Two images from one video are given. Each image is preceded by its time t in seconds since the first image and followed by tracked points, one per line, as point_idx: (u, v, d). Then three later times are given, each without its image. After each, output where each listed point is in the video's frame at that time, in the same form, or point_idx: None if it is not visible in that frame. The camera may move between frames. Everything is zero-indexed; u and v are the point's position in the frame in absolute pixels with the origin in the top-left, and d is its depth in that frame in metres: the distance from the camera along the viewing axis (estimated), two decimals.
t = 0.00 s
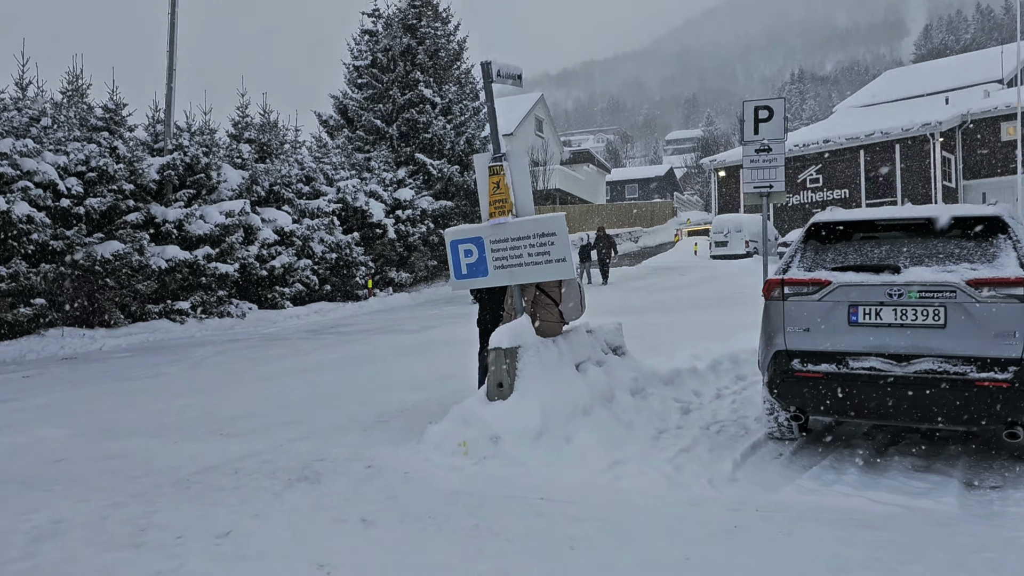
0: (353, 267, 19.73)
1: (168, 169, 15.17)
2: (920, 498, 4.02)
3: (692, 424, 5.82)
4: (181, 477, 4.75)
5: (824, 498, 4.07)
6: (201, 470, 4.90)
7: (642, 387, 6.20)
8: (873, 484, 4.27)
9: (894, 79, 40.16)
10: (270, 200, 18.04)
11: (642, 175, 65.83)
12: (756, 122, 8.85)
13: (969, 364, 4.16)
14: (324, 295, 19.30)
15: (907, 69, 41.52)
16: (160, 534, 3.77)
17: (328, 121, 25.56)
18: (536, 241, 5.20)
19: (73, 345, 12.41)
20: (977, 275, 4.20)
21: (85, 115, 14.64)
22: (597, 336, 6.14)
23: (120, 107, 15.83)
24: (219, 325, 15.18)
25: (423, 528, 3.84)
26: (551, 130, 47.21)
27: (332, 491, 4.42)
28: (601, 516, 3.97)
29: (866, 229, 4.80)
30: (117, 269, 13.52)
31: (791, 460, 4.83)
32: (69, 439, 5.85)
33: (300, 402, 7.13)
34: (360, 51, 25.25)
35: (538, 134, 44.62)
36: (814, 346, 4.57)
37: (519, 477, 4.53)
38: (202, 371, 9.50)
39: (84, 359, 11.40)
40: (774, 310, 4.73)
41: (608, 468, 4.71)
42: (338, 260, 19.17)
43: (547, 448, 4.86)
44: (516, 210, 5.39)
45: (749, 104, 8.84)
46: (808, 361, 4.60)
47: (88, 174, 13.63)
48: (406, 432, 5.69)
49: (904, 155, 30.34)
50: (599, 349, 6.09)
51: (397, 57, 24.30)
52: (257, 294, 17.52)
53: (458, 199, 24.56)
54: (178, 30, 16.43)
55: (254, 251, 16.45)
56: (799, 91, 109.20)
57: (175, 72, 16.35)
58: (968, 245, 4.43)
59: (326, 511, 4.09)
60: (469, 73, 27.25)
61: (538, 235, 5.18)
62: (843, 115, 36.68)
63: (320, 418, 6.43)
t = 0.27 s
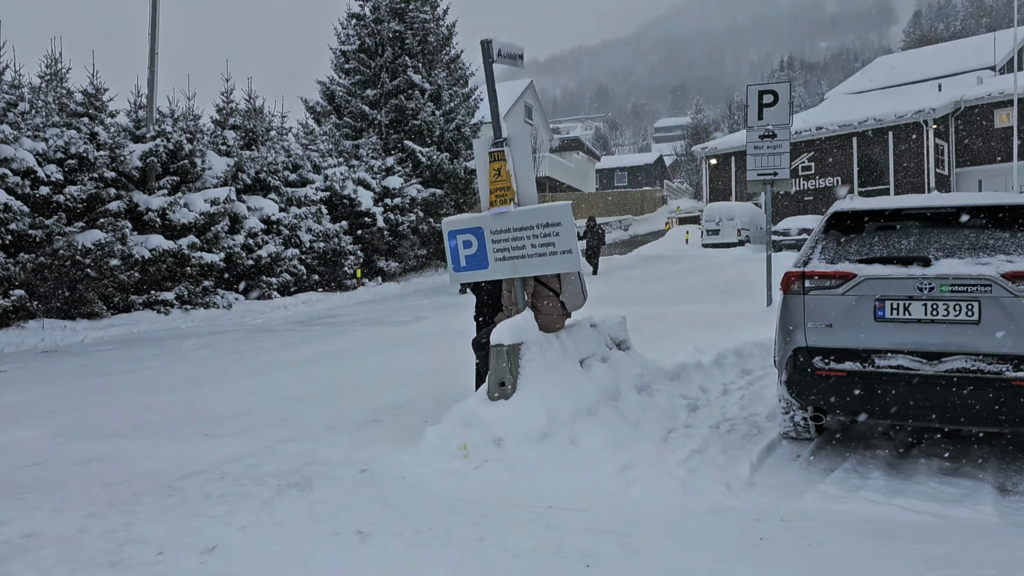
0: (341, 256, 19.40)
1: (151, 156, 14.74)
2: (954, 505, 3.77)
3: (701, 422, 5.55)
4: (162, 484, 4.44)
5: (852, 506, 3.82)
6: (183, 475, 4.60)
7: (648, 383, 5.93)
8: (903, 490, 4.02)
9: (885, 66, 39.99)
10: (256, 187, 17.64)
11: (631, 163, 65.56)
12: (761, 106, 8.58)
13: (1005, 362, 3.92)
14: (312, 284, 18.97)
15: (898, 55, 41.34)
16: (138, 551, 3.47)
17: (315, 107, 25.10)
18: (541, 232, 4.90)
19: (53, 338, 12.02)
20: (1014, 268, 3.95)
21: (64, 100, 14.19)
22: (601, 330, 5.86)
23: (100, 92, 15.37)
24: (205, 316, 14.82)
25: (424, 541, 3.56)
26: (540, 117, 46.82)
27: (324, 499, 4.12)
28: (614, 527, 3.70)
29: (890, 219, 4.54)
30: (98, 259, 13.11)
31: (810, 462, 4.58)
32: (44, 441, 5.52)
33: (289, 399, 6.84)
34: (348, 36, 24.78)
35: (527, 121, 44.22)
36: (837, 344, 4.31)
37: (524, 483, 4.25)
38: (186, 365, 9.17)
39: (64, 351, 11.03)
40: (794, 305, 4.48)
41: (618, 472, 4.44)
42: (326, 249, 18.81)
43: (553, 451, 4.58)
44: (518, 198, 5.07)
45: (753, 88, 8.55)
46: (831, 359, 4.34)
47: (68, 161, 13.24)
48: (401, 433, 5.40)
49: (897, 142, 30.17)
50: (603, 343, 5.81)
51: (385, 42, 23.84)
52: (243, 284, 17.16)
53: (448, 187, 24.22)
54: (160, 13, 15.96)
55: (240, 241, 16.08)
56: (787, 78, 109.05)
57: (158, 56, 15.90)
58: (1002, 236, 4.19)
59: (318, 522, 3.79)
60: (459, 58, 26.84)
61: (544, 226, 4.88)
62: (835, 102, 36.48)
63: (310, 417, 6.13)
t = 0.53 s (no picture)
0: (337, 249, 19.09)
1: (142, 146, 14.40)
2: (1005, 511, 3.51)
3: (722, 420, 5.29)
4: (154, 489, 4.15)
5: (896, 511, 3.56)
6: (177, 478, 4.31)
7: (664, 379, 5.67)
8: (947, 494, 3.76)
9: (883, 59, 39.77)
10: (251, 178, 17.31)
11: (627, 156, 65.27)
12: (774, 93, 8.36)
13: None
14: (308, 277, 18.66)
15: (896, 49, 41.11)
16: (129, 562, 3.19)
17: (310, 98, 24.73)
18: (556, 219, 4.63)
19: (42, 332, 11.69)
20: None
21: (53, 88, 13.83)
22: (616, 324, 5.59)
23: (91, 80, 15.01)
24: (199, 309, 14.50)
25: (438, 552, 3.28)
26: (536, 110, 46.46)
27: (329, 504, 3.85)
28: (642, 535, 3.43)
29: (929, 205, 4.28)
30: (89, 251, 12.78)
31: (843, 463, 4.32)
32: (29, 440, 5.22)
33: (287, 396, 6.55)
34: (343, 25, 24.40)
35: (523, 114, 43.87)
36: (874, 338, 4.05)
37: (543, 487, 3.98)
38: (179, 360, 8.86)
39: (54, 346, 10.71)
40: (827, 296, 4.20)
41: (641, 474, 4.18)
42: (322, 242, 18.49)
43: (571, 451, 4.31)
44: (532, 184, 4.80)
45: (766, 74, 8.33)
46: (867, 354, 4.08)
47: (57, 150, 12.89)
48: (407, 432, 5.12)
49: (897, 135, 29.96)
50: (618, 337, 5.53)
51: (381, 32, 23.48)
52: (237, 277, 16.84)
53: (445, 179, 23.92)
54: None
55: (234, 232, 15.77)
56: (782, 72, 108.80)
57: (150, 44, 15.55)
58: None
59: (323, 530, 3.51)
60: (456, 49, 26.49)
61: (560, 212, 4.61)
62: (833, 96, 36.24)
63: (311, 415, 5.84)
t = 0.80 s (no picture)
0: (338, 247, 18.81)
1: (139, 143, 14.12)
2: None
3: (750, 432, 5.02)
4: (150, 510, 3.89)
5: (951, 537, 3.29)
6: (174, 499, 4.04)
7: (687, 387, 5.40)
8: (1003, 516, 3.49)
9: (887, 56, 39.45)
10: (250, 176, 17.03)
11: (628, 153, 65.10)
12: (793, 88, 8.08)
13: None
14: (308, 277, 18.38)
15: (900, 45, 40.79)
16: None
17: (309, 94, 24.43)
18: (578, 219, 4.35)
19: (36, 334, 11.40)
20: None
21: (47, 84, 13.53)
22: (637, 330, 5.31)
23: (86, 76, 14.72)
24: (198, 310, 14.22)
25: None
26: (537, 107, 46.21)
27: (338, 529, 3.58)
28: (677, 564, 3.17)
29: (977, 206, 4.02)
30: (85, 251, 12.49)
31: (885, 480, 4.05)
32: (18, 454, 4.94)
33: (290, 404, 6.28)
34: (343, 21, 24.10)
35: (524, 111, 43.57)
36: (921, 348, 3.76)
37: (566, 509, 3.71)
38: (178, 364, 8.59)
39: (49, 348, 10.43)
40: (870, 303, 3.93)
41: (670, 493, 3.90)
42: (323, 240, 18.21)
43: (594, 468, 4.03)
44: (551, 183, 4.51)
45: (785, 68, 8.05)
46: (911, 366, 3.80)
47: (52, 147, 12.60)
48: (418, 445, 4.86)
49: (902, 132, 29.65)
50: (639, 345, 5.25)
51: (381, 28, 23.17)
52: (237, 277, 16.57)
53: (447, 177, 23.64)
54: None
55: (234, 231, 15.50)
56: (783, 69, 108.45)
57: (147, 39, 15.26)
58: None
59: (331, 559, 3.24)
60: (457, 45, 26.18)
61: (581, 212, 4.33)
62: (837, 92, 35.91)
63: (316, 425, 5.57)
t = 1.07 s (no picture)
0: (339, 245, 18.50)
1: (137, 137, 13.81)
2: None
3: (781, 439, 4.73)
4: (142, 525, 3.58)
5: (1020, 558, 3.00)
6: (168, 511, 3.74)
7: (713, 391, 5.10)
8: None
9: (892, 54, 39.16)
10: (250, 172, 16.72)
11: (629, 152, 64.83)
12: (813, 79, 7.81)
13: None
14: (309, 275, 18.08)
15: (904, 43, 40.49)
16: None
17: (309, 91, 24.11)
18: (603, 211, 4.06)
19: (30, 332, 11.08)
20: None
21: (43, 76, 13.21)
22: (659, 329, 5.01)
23: (83, 69, 14.40)
24: (196, 308, 13.93)
25: None
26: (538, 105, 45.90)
27: (345, 546, 3.27)
28: None
29: None
30: (81, 248, 12.17)
31: (935, 493, 3.76)
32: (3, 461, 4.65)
33: (292, 407, 5.97)
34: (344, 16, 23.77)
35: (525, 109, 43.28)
36: (980, 350, 3.46)
37: (595, 524, 3.41)
38: (175, 364, 8.28)
39: (41, 347, 10.11)
40: (921, 301, 3.63)
41: (704, 507, 3.61)
42: (323, 238, 17.92)
43: (621, 479, 3.74)
44: (573, 173, 4.22)
45: (804, 59, 7.79)
46: (968, 369, 3.50)
47: (47, 141, 12.24)
48: (429, 452, 4.56)
49: (908, 131, 29.35)
50: (662, 345, 4.96)
51: (383, 23, 22.85)
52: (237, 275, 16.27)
53: (449, 174, 23.34)
54: None
55: (233, 228, 15.20)
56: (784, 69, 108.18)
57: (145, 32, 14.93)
58: None
59: None
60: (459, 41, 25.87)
61: (607, 203, 4.04)
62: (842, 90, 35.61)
63: (319, 430, 5.27)
